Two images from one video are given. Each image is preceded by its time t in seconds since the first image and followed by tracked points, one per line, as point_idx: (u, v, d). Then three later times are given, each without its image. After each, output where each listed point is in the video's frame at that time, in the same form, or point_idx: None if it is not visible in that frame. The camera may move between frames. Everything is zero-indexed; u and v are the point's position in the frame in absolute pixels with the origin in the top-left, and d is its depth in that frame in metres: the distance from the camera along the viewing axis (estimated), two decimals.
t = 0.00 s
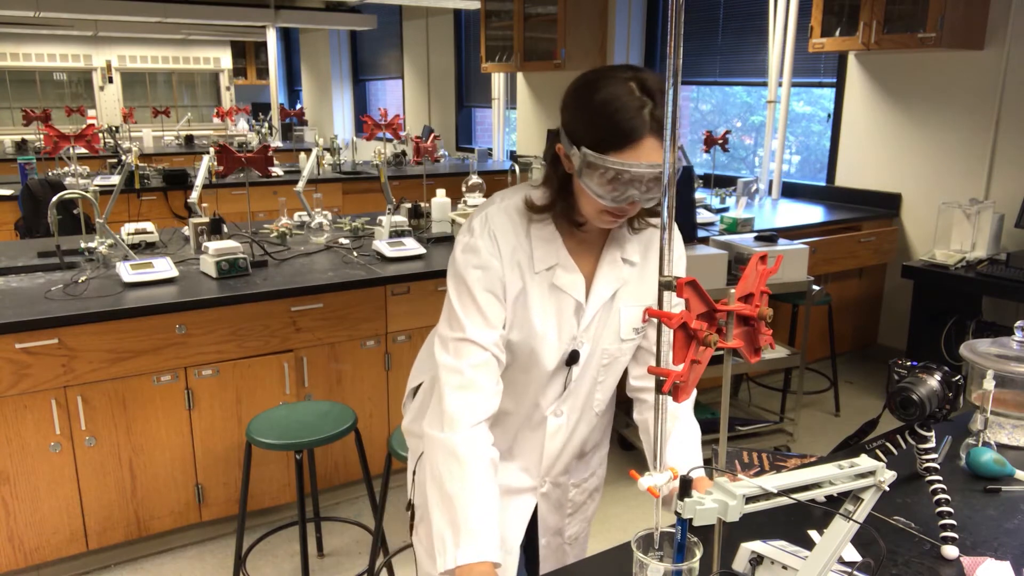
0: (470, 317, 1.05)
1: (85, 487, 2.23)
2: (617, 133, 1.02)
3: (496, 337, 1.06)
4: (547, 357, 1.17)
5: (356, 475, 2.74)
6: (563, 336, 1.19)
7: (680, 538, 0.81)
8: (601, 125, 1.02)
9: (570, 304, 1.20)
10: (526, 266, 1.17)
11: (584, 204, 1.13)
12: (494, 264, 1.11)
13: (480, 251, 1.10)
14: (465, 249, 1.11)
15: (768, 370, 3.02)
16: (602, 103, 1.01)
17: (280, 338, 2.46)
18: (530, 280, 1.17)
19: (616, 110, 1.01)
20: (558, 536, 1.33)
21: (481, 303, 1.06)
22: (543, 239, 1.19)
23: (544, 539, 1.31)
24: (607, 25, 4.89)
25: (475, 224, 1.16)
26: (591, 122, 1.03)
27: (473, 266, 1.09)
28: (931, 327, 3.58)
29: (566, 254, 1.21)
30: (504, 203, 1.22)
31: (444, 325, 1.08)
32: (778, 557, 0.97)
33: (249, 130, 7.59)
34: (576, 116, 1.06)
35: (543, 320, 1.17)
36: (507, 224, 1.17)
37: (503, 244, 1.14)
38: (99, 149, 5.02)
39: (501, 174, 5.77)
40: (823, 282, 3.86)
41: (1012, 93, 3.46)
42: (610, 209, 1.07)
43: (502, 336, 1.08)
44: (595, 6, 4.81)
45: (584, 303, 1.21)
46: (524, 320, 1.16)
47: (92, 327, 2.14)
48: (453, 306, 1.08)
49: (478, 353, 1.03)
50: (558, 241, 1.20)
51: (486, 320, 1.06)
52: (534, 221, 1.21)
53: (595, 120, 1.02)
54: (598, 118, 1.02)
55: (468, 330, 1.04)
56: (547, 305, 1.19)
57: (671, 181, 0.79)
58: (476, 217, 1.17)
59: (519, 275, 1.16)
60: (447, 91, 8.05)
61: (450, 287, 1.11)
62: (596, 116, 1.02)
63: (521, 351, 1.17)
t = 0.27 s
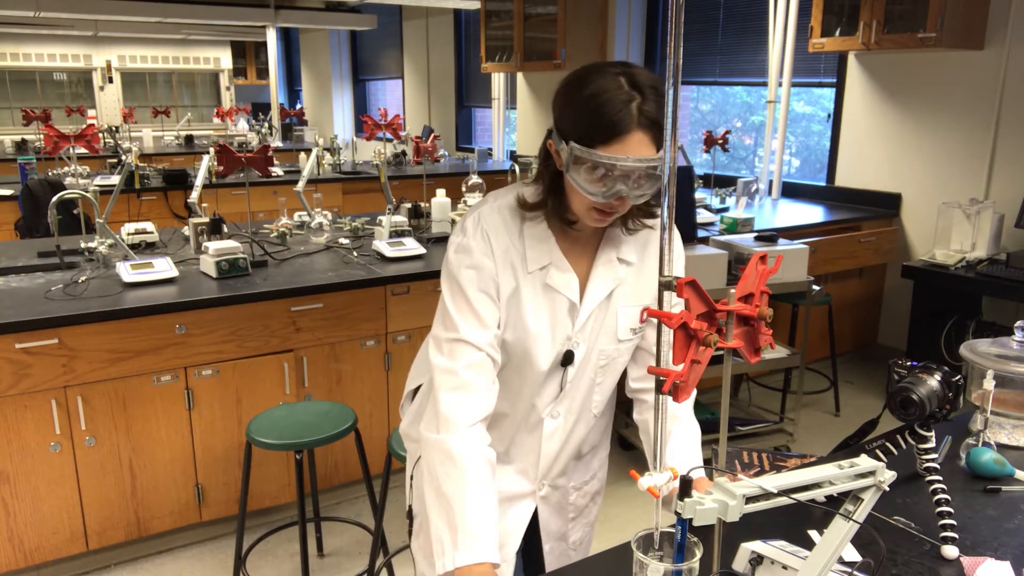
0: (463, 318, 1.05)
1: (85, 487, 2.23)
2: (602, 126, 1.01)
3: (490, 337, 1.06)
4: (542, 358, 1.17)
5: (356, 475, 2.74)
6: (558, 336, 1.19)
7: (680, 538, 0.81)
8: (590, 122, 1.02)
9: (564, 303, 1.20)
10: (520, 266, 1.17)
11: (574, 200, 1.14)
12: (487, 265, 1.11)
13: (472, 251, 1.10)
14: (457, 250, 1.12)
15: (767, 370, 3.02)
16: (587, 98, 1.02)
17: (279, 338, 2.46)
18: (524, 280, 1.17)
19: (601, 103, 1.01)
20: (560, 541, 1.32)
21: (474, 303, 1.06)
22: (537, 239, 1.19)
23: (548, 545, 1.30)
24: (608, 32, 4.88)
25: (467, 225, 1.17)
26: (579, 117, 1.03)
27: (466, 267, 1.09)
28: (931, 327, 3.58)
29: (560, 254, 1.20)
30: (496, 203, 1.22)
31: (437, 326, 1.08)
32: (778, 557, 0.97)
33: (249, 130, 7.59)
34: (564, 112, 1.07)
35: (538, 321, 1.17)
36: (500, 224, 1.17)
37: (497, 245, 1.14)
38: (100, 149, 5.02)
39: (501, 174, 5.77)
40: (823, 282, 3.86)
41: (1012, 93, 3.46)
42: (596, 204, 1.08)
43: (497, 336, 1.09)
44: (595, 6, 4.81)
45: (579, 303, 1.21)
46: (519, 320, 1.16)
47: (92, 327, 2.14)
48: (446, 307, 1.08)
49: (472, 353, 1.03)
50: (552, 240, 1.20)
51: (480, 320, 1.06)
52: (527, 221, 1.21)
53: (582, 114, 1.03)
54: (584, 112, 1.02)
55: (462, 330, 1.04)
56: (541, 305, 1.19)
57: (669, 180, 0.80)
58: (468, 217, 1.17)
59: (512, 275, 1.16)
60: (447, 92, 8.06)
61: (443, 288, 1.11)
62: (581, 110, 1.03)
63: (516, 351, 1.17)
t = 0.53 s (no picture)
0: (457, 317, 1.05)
1: (85, 487, 2.23)
2: (593, 117, 1.01)
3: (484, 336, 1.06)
4: (534, 358, 1.17)
5: (356, 475, 2.74)
6: (552, 336, 1.19)
7: (680, 538, 0.81)
8: (577, 114, 1.02)
9: (559, 303, 1.19)
10: (513, 265, 1.17)
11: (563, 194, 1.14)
12: (481, 265, 1.11)
13: (465, 251, 1.11)
14: (451, 250, 1.12)
15: (767, 370, 3.02)
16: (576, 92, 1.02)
17: (279, 338, 2.46)
18: (518, 280, 1.17)
19: (591, 94, 1.01)
20: (554, 542, 1.32)
21: (467, 303, 1.06)
22: (528, 240, 1.19)
23: (543, 546, 1.30)
24: (607, 31, 4.89)
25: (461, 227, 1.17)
26: (568, 111, 1.04)
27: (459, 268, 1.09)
28: (931, 327, 3.58)
29: (552, 253, 1.20)
30: (488, 204, 1.22)
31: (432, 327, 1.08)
32: (778, 557, 0.97)
33: (249, 130, 7.59)
34: (553, 108, 1.07)
35: (531, 320, 1.17)
36: (493, 224, 1.17)
37: (490, 245, 1.14)
38: (100, 149, 5.02)
39: (501, 174, 5.78)
40: (823, 282, 3.86)
41: (1012, 93, 3.46)
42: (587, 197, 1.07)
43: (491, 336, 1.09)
44: (595, 6, 4.81)
45: (572, 303, 1.21)
46: (513, 320, 1.16)
47: (92, 327, 2.14)
48: (440, 306, 1.08)
49: (467, 354, 1.03)
50: (543, 240, 1.20)
51: (475, 320, 1.06)
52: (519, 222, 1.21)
53: (572, 107, 1.03)
54: (575, 105, 1.02)
55: (456, 330, 1.04)
56: (534, 305, 1.18)
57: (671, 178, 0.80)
58: (462, 219, 1.18)
59: (505, 276, 1.16)
60: (447, 92, 8.05)
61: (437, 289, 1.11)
62: (570, 104, 1.03)
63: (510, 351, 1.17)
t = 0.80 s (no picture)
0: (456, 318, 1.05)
1: (84, 487, 2.23)
2: (634, 124, 0.98)
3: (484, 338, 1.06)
4: (535, 359, 1.17)
5: (356, 475, 2.74)
6: (552, 336, 1.19)
7: (680, 538, 0.81)
8: (623, 125, 0.98)
9: (559, 303, 1.19)
10: (516, 264, 1.16)
11: (598, 202, 1.09)
12: (483, 264, 1.10)
13: (468, 251, 1.10)
14: (453, 250, 1.11)
15: (767, 370, 3.02)
16: (618, 102, 0.98)
17: (279, 338, 2.46)
18: (520, 279, 1.16)
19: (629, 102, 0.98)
20: (546, 543, 1.33)
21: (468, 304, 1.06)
22: (532, 238, 1.18)
23: (536, 547, 1.31)
24: (608, 33, 4.87)
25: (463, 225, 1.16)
26: (608, 121, 0.99)
27: (461, 267, 1.09)
28: (931, 327, 3.58)
29: (555, 253, 1.20)
30: (490, 201, 1.21)
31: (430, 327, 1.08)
32: (778, 557, 0.97)
33: (249, 130, 7.60)
34: (588, 119, 1.00)
35: (532, 320, 1.17)
36: (498, 222, 1.16)
37: (492, 244, 1.13)
38: (100, 149, 5.02)
39: (501, 174, 5.78)
40: (823, 282, 3.86)
41: (1012, 93, 3.46)
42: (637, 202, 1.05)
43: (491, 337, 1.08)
44: (595, 6, 4.81)
45: (573, 303, 1.21)
46: (513, 320, 1.15)
47: (92, 327, 2.14)
48: (438, 306, 1.08)
49: (465, 356, 1.03)
50: (548, 239, 1.19)
51: (474, 321, 1.06)
52: (523, 218, 1.19)
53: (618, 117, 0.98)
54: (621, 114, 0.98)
55: (455, 331, 1.04)
56: (535, 305, 1.18)
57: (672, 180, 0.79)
58: (465, 217, 1.17)
59: (509, 276, 1.15)
60: (447, 92, 8.06)
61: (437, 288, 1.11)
62: (614, 114, 0.98)
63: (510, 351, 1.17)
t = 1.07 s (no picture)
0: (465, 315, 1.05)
1: (84, 487, 2.23)
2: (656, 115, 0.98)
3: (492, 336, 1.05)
4: (546, 356, 1.17)
5: (356, 474, 2.74)
6: (561, 333, 1.19)
7: (680, 538, 0.81)
8: (646, 117, 0.98)
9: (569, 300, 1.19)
10: (528, 259, 1.15)
11: (620, 195, 1.09)
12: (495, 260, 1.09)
13: (481, 246, 1.10)
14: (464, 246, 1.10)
15: (767, 370, 3.02)
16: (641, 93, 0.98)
17: (279, 338, 2.46)
18: (532, 275, 1.16)
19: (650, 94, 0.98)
20: (541, 546, 1.32)
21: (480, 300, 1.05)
22: (547, 232, 1.17)
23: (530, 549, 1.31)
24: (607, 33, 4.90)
25: (476, 219, 1.15)
26: (630, 114, 0.98)
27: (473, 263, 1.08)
28: (931, 327, 3.58)
29: (569, 249, 1.19)
30: (504, 196, 1.20)
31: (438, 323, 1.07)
32: (778, 557, 0.97)
33: (249, 130, 7.60)
34: (609, 113, 1.00)
35: (543, 317, 1.16)
36: (512, 217, 1.15)
37: (505, 239, 1.13)
38: (100, 149, 5.02)
39: (501, 174, 5.78)
40: (823, 282, 3.86)
41: (1012, 93, 3.46)
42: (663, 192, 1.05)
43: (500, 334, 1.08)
44: (595, 5, 4.81)
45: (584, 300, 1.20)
46: (524, 317, 1.15)
47: (92, 327, 2.14)
48: (446, 303, 1.07)
49: (470, 354, 1.03)
50: (563, 235, 1.18)
51: (482, 318, 1.05)
52: (537, 213, 1.18)
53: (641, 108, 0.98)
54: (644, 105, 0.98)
55: (463, 329, 1.03)
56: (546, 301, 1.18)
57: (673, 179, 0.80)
58: (478, 211, 1.16)
59: (521, 271, 1.14)
60: (447, 92, 8.06)
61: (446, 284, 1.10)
62: (637, 105, 0.98)
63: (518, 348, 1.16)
